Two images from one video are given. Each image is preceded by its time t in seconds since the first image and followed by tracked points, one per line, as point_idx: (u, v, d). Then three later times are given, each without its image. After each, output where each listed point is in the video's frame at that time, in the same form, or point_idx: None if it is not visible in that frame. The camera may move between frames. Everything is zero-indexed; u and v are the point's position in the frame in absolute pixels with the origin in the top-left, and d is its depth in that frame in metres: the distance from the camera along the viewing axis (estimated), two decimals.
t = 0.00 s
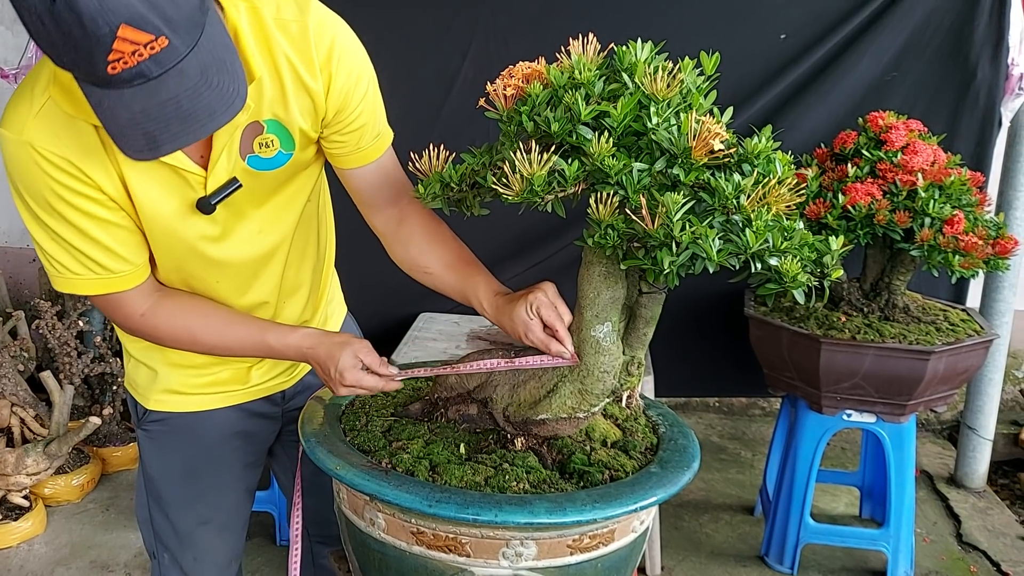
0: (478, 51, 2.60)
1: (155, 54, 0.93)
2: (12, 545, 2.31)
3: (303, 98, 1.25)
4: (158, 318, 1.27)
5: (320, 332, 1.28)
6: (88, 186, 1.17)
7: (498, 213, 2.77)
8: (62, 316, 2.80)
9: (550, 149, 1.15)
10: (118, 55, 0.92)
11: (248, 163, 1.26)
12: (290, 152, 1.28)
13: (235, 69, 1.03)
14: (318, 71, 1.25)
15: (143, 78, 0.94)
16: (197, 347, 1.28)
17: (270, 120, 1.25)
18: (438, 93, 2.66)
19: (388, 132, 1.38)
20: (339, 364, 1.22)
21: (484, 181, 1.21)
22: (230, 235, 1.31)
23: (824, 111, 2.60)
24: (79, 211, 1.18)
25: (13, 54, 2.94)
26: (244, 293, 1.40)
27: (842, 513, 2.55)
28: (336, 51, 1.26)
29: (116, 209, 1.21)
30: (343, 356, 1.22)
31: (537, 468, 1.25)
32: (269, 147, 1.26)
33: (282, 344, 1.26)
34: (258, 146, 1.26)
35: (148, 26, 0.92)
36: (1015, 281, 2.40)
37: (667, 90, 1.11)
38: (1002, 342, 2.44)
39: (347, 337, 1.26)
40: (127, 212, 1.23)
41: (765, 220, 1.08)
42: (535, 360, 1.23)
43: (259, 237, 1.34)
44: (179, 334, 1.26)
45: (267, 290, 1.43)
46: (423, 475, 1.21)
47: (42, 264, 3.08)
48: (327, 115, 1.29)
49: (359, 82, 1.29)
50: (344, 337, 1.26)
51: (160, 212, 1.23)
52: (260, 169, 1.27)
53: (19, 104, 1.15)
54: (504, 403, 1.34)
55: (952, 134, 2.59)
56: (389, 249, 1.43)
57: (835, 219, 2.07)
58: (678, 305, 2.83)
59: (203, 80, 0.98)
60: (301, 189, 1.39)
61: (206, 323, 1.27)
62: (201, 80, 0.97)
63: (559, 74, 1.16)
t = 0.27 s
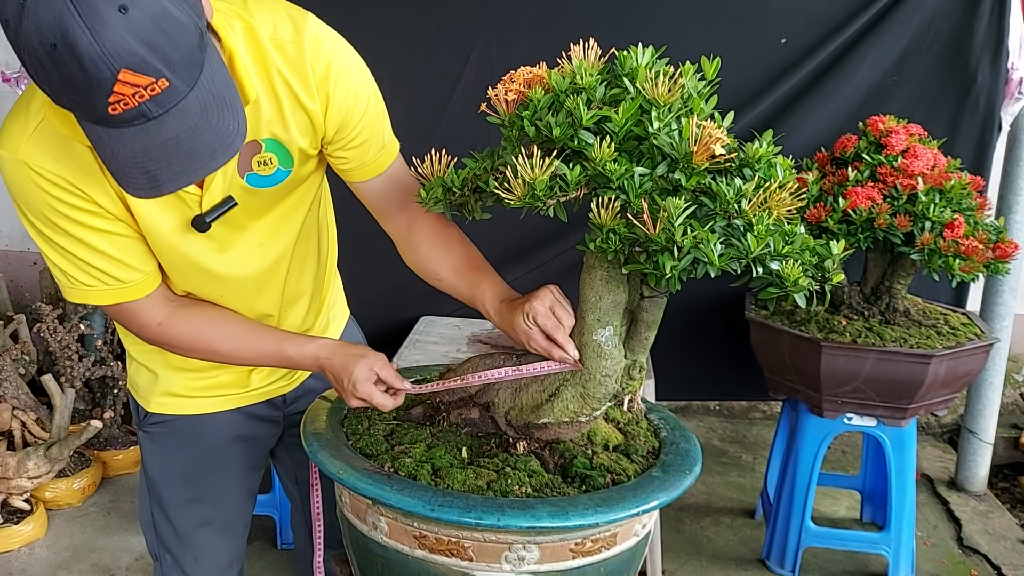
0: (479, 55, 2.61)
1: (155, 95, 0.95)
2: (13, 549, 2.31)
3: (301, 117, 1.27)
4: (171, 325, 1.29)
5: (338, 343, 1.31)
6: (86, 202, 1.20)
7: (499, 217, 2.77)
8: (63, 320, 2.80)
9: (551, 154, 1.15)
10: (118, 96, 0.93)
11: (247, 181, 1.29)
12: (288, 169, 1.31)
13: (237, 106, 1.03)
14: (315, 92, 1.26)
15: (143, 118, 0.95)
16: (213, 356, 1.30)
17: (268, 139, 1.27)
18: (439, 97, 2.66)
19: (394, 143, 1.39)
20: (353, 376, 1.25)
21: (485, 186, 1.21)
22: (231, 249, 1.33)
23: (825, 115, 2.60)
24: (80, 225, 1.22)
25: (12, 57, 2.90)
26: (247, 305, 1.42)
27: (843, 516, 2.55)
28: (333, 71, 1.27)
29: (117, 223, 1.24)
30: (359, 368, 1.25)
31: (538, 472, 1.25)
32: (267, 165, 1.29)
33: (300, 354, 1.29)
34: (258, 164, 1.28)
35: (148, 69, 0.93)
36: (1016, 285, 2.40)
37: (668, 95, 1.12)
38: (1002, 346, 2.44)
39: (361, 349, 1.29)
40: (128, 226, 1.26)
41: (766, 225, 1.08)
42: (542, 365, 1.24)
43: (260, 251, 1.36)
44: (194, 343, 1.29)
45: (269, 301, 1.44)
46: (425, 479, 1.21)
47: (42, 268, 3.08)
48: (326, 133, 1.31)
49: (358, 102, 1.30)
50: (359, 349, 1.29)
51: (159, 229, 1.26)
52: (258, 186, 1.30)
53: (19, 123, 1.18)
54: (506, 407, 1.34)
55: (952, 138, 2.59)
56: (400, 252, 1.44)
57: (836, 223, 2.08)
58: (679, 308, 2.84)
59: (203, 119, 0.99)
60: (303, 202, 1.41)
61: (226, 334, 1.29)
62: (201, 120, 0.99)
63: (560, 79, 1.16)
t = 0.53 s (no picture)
0: (479, 59, 2.61)
1: (169, 110, 0.95)
2: (13, 553, 2.31)
3: (298, 122, 1.27)
4: (187, 330, 1.30)
5: (353, 348, 1.31)
6: (88, 211, 1.20)
7: (499, 221, 2.77)
8: (63, 324, 2.80)
9: (553, 158, 1.15)
10: (133, 112, 0.93)
11: (247, 188, 1.29)
12: (288, 174, 1.31)
13: (246, 117, 1.05)
14: (311, 95, 1.25)
15: (157, 132, 0.96)
16: (230, 359, 1.31)
17: (266, 146, 1.27)
18: (440, 101, 2.67)
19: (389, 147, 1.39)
20: (367, 379, 1.25)
21: (487, 190, 1.21)
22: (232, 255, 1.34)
23: (824, 119, 2.61)
24: (83, 234, 1.22)
25: (12, 62, 2.90)
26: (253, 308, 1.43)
27: (843, 520, 2.55)
28: (329, 76, 1.26)
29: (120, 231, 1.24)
30: (373, 372, 1.25)
31: (539, 476, 1.25)
32: (267, 172, 1.29)
33: (315, 358, 1.29)
34: (257, 171, 1.28)
35: (163, 84, 0.93)
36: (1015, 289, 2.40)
37: (669, 100, 1.12)
38: (1002, 350, 2.45)
39: (376, 356, 1.29)
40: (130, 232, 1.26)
41: (767, 229, 1.09)
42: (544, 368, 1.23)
43: (264, 255, 1.37)
44: (211, 346, 1.30)
45: (271, 306, 1.45)
46: (427, 483, 1.21)
47: (42, 272, 3.08)
48: (322, 137, 1.30)
49: (353, 105, 1.29)
50: (373, 356, 1.29)
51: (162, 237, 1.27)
52: (257, 193, 1.31)
53: (19, 134, 1.18)
54: (506, 410, 1.34)
55: (951, 142, 2.60)
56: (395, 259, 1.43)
57: (836, 227, 2.08)
58: (678, 312, 2.84)
59: (215, 131, 1.00)
60: (304, 204, 1.42)
61: (241, 336, 1.30)
62: (215, 133, 1.00)
63: (562, 84, 1.17)
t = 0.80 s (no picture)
0: (480, 62, 2.62)
1: (171, 114, 0.96)
2: (13, 557, 2.31)
3: (293, 122, 1.27)
4: (188, 332, 1.31)
5: (353, 353, 1.31)
6: (85, 217, 1.21)
7: (500, 224, 2.78)
8: (64, 327, 2.80)
9: (555, 161, 1.15)
10: (136, 117, 0.94)
11: (246, 190, 1.29)
12: (285, 175, 1.31)
13: (247, 123, 1.05)
14: (304, 93, 1.25)
15: (159, 137, 0.96)
16: (231, 361, 1.31)
17: (263, 147, 1.27)
18: (440, 104, 2.67)
19: (386, 143, 1.38)
20: (367, 381, 1.25)
21: (489, 193, 1.21)
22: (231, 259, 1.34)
23: (824, 122, 2.61)
24: (82, 239, 1.23)
25: (13, 65, 2.90)
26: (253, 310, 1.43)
27: (844, 523, 2.55)
28: (322, 72, 1.25)
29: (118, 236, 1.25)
30: (374, 373, 1.25)
31: (541, 478, 1.25)
32: (264, 173, 1.29)
33: (316, 362, 1.29)
34: (254, 174, 1.28)
35: (167, 89, 0.94)
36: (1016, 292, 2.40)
37: (671, 103, 1.12)
38: (1002, 353, 2.45)
39: (376, 360, 1.29)
40: (129, 237, 1.26)
41: (769, 232, 1.09)
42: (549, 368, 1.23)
43: (265, 257, 1.37)
44: (212, 348, 1.30)
45: (270, 309, 1.45)
46: (428, 485, 1.21)
47: (43, 276, 3.08)
48: (318, 136, 1.30)
49: (347, 102, 1.28)
50: (373, 359, 1.29)
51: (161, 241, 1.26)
52: (255, 195, 1.30)
53: (14, 140, 1.19)
54: (508, 413, 1.34)
55: (951, 145, 2.60)
56: (393, 261, 1.43)
57: (836, 230, 2.09)
58: (679, 315, 2.84)
59: (217, 136, 1.00)
60: (303, 206, 1.42)
61: (242, 339, 1.30)
62: (216, 138, 1.00)
63: (564, 87, 1.17)
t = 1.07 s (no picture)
0: (480, 65, 2.62)
1: (163, 120, 0.96)
2: (13, 560, 2.30)
3: (288, 125, 1.27)
4: (189, 336, 1.31)
5: (354, 357, 1.31)
6: (81, 221, 1.21)
7: (500, 227, 2.78)
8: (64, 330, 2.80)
9: (556, 163, 1.15)
10: (127, 122, 0.94)
11: (242, 195, 1.30)
12: (281, 178, 1.31)
13: (239, 128, 1.05)
14: (299, 95, 1.25)
15: (150, 142, 0.97)
16: (232, 364, 1.32)
17: (258, 150, 1.27)
18: (441, 107, 2.67)
19: (384, 145, 1.37)
20: (367, 386, 1.25)
21: (490, 196, 1.22)
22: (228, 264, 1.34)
23: (824, 125, 2.61)
24: (79, 243, 1.23)
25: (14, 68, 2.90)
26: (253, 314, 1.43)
27: (845, 526, 2.55)
28: (317, 73, 1.25)
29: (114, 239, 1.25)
30: (375, 380, 1.25)
31: (542, 480, 1.25)
32: (260, 177, 1.29)
33: (316, 365, 1.29)
34: (249, 177, 1.28)
35: (159, 94, 0.94)
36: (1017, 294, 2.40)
37: (672, 105, 1.12)
38: (1003, 355, 2.45)
39: (377, 365, 1.28)
40: (125, 239, 1.27)
41: (770, 234, 1.09)
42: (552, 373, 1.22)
43: (264, 261, 1.37)
44: (213, 351, 1.30)
45: (269, 313, 1.45)
46: (429, 488, 1.21)
47: (43, 278, 3.07)
48: (314, 138, 1.30)
49: (343, 104, 1.28)
50: (374, 365, 1.28)
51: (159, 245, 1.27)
52: (251, 199, 1.31)
53: (9, 145, 1.19)
54: (509, 415, 1.34)
55: (952, 148, 2.60)
56: (389, 266, 1.43)
57: (837, 232, 2.09)
58: (680, 318, 2.84)
59: (209, 141, 1.01)
60: (302, 209, 1.42)
61: (242, 342, 1.31)
62: (208, 143, 1.00)
63: (564, 90, 1.17)
